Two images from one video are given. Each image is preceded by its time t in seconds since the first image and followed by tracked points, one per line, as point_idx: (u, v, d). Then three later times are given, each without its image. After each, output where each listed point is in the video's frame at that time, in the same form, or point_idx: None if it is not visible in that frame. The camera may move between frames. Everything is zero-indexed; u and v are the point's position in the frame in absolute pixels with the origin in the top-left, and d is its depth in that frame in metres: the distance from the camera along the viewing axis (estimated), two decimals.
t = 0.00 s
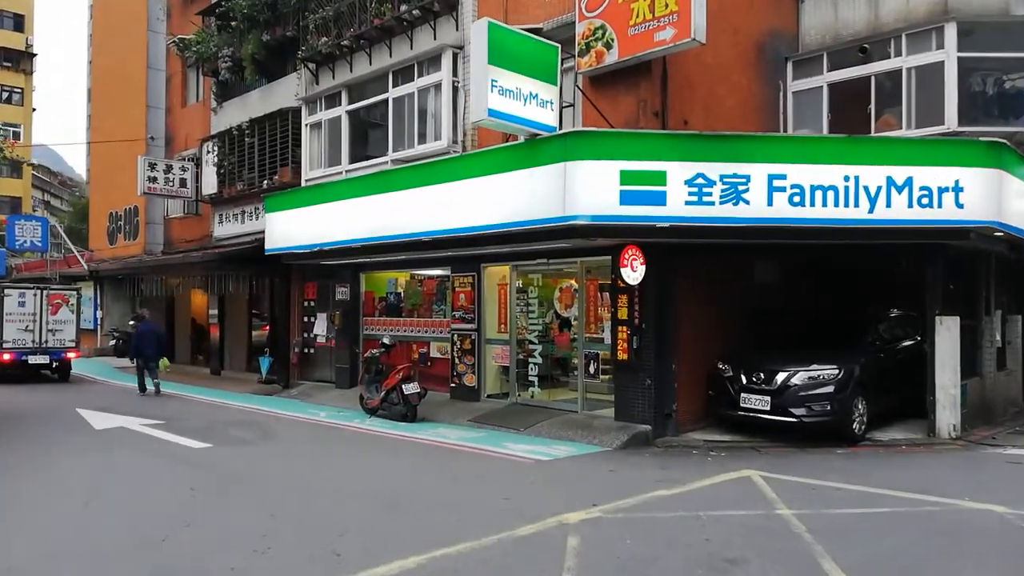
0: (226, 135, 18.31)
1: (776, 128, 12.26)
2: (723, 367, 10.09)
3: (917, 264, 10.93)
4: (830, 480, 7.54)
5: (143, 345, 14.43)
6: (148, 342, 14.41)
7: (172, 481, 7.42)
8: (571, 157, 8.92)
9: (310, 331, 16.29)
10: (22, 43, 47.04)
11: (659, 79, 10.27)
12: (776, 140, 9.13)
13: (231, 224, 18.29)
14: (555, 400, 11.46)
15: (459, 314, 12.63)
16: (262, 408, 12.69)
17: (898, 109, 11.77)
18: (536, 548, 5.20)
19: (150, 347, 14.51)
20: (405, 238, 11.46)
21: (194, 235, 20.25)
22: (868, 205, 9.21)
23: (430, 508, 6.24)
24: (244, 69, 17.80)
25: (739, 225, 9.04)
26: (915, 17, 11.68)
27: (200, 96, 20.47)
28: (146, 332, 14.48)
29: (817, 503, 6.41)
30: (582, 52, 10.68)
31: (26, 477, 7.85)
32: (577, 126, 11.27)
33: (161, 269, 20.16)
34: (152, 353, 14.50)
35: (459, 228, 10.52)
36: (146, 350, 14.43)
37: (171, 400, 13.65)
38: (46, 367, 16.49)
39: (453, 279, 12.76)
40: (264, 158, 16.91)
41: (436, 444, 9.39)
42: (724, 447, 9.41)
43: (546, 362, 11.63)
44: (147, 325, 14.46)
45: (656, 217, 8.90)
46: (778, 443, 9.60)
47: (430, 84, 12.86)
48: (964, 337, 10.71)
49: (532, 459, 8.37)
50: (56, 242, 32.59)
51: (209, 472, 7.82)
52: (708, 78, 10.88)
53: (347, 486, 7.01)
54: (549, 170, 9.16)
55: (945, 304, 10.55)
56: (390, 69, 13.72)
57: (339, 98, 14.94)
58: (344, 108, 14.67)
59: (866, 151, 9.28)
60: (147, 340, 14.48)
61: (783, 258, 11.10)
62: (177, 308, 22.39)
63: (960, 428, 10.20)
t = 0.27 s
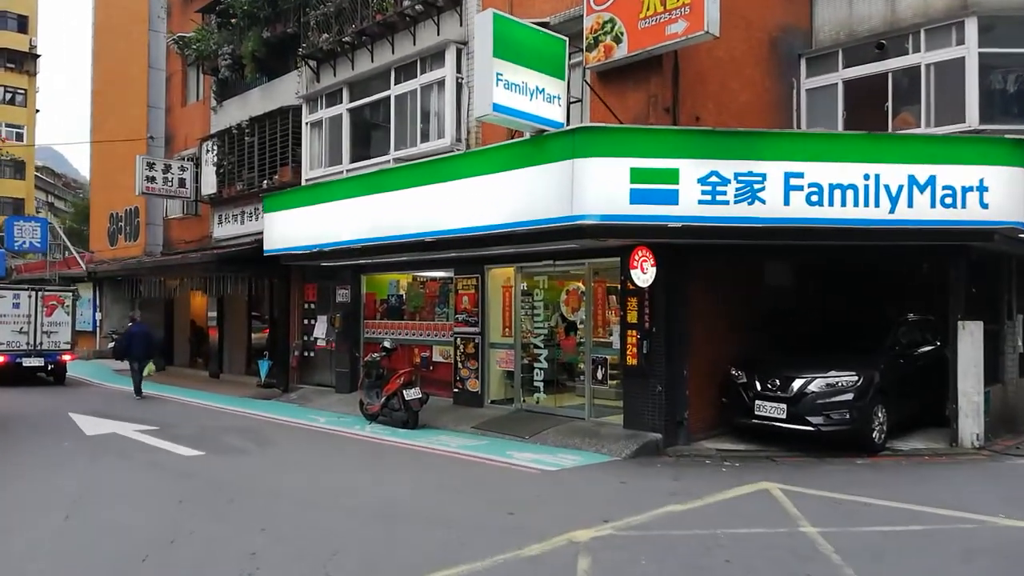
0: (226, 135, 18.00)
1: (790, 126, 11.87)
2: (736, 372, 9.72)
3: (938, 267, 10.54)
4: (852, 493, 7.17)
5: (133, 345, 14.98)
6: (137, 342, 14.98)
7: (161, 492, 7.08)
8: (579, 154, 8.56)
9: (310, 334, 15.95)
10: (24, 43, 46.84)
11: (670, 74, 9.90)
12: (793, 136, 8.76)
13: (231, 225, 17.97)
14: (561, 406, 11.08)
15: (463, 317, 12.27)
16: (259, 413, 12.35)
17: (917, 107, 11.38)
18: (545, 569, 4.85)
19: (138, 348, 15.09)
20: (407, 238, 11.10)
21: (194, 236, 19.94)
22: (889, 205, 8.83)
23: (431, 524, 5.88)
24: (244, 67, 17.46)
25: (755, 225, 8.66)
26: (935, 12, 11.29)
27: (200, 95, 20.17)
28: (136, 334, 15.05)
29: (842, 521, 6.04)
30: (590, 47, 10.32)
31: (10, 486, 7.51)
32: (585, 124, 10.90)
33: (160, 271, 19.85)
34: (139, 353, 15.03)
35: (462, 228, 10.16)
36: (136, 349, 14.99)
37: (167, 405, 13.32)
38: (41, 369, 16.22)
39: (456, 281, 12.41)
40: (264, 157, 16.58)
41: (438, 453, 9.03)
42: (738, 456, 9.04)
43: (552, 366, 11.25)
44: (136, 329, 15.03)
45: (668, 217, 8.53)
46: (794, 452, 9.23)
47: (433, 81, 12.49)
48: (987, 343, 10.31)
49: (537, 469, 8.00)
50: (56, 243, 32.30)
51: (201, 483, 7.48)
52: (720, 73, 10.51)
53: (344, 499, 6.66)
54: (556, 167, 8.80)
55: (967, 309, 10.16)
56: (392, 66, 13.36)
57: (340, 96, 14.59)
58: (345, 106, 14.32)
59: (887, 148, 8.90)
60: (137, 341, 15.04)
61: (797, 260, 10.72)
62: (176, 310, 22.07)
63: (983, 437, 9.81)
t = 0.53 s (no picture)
0: (224, 129, 17.66)
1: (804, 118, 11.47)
2: (750, 372, 9.36)
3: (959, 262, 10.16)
4: (878, 500, 6.80)
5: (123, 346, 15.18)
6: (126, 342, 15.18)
7: (151, 500, 6.75)
8: (587, 145, 8.19)
9: (310, 332, 15.62)
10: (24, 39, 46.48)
11: (681, 61, 9.50)
12: (811, 126, 8.38)
13: (229, 222, 17.63)
14: (567, 407, 10.71)
15: (466, 315, 11.92)
16: (256, 415, 12.00)
17: (936, 97, 10.98)
18: None
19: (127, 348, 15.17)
20: (407, 234, 10.73)
21: (192, 233, 19.60)
22: (911, 197, 8.45)
23: (435, 537, 5.55)
24: (242, 60, 17.09)
25: (771, 219, 8.30)
26: None
27: (198, 89, 19.81)
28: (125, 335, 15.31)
29: (871, 533, 5.68)
30: (597, 34, 9.95)
31: None
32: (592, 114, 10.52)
33: (158, 268, 19.52)
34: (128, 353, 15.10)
35: (465, 224, 9.79)
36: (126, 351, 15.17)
37: (164, 406, 12.99)
38: (37, 369, 15.91)
39: (459, 278, 12.05)
40: (262, 152, 16.23)
41: (441, 457, 8.68)
42: (753, 459, 8.70)
43: (558, 366, 10.90)
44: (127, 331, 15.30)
45: (680, 210, 8.17)
46: (811, 455, 8.88)
47: (435, 72, 12.12)
48: (1011, 341, 9.93)
49: (545, 474, 7.65)
50: (55, 241, 31.97)
51: (193, 490, 7.15)
52: (732, 62, 10.13)
53: (343, 508, 6.33)
54: (563, 159, 8.44)
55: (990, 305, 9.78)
56: (393, 57, 12.96)
57: (339, 88, 14.21)
58: (345, 99, 13.94)
59: (910, 138, 8.51)
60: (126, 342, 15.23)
61: (812, 255, 10.34)
62: (175, 308, 21.75)
63: (1008, 439, 9.44)
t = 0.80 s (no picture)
0: (225, 126, 17.35)
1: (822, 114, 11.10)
2: (767, 377, 8.97)
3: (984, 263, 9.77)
4: (908, 513, 6.41)
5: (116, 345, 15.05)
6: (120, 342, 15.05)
7: (138, 509, 6.38)
8: (600, 137, 7.83)
9: (312, 334, 15.27)
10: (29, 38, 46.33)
11: (696, 52, 9.13)
12: (834, 118, 8.00)
13: (230, 221, 17.30)
14: (575, 412, 10.32)
15: (471, 316, 11.55)
16: (254, 418, 11.65)
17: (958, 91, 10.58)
18: None
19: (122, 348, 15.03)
20: (410, 232, 10.37)
21: (193, 232, 19.28)
22: (939, 194, 8.07)
23: (439, 552, 5.18)
24: (244, 55, 16.77)
25: (792, 215, 7.92)
26: None
27: (200, 86, 19.51)
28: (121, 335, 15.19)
29: (905, 550, 5.30)
30: (609, 24, 9.60)
31: None
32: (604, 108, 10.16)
33: (158, 268, 19.20)
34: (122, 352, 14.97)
35: (470, 221, 9.42)
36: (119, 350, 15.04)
37: (160, 408, 12.65)
38: (33, 370, 15.61)
39: (464, 278, 11.69)
40: (264, 149, 15.91)
41: (445, 463, 8.31)
42: (771, 468, 8.31)
43: (566, 369, 10.52)
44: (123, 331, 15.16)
45: (696, 206, 7.80)
46: (831, 463, 8.49)
47: (440, 66, 11.77)
48: None
49: (554, 483, 7.28)
50: (56, 241, 31.70)
51: (184, 498, 6.78)
52: (749, 54, 9.75)
53: (341, 519, 5.96)
54: (573, 153, 8.07)
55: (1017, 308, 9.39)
56: (397, 50, 12.59)
57: (342, 83, 13.88)
58: (348, 94, 13.59)
59: (937, 132, 8.13)
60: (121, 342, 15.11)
61: (831, 256, 9.96)
62: (175, 308, 21.42)
63: None
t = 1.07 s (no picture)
0: (232, 121, 17.05)
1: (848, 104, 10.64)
2: (793, 378, 8.56)
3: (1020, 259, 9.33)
4: (950, 526, 6.00)
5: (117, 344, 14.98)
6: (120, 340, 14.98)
7: (132, 519, 6.04)
8: (618, 127, 7.45)
9: (320, 333, 14.95)
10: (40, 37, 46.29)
11: (719, 39, 8.72)
12: (867, 106, 7.57)
13: (238, 217, 16.99)
14: (590, 414, 9.94)
15: (482, 315, 11.18)
16: (259, 419, 11.33)
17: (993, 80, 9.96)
18: None
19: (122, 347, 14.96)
20: (420, 228, 10.02)
21: (201, 229, 19.00)
22: (976, 186, 7.64)
23: (449, 568, 4.81)
24: (251, 49, 16.46)
25: (822, 209, 7.50)
26: None
27: (208, 82, 19.22)
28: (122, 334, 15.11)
29: (953, 568, 4.89)
30: (626, 10, 9.12)
31: None
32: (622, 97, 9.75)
33: (165, 266, 18.95)
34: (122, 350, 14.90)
35: (482, 216, 9.05)
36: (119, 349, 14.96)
37: (164, 409, 12.34)
38: (38, 369, 15.38)
39: (475, 275, 11.33)
40: (271, 144, 15.60)
41: (455, 468, 7.95)
42: (797, 474, 7.90)
43: (581, 370, 10.14)
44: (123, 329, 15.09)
45: (721, 199, 7.41)
46: (861, 470, 8.07)
47: (451, 56, 11.39)
48: None
49: (569, 490, 6.90)
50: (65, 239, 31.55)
51: (180, 505, 6.44)
52: (773, 42, 9.33)
53: (345, 530, 5.62)
54: (590, 144, 7.69)
55: None
56: (407, 41, 12.22)
57: (351, 76, 13.53)
58: (356, 87, 13.25)
59: (975, 121, 7.69)
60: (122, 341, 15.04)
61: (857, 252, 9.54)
62: (183, 306, 21.16)
63: None
